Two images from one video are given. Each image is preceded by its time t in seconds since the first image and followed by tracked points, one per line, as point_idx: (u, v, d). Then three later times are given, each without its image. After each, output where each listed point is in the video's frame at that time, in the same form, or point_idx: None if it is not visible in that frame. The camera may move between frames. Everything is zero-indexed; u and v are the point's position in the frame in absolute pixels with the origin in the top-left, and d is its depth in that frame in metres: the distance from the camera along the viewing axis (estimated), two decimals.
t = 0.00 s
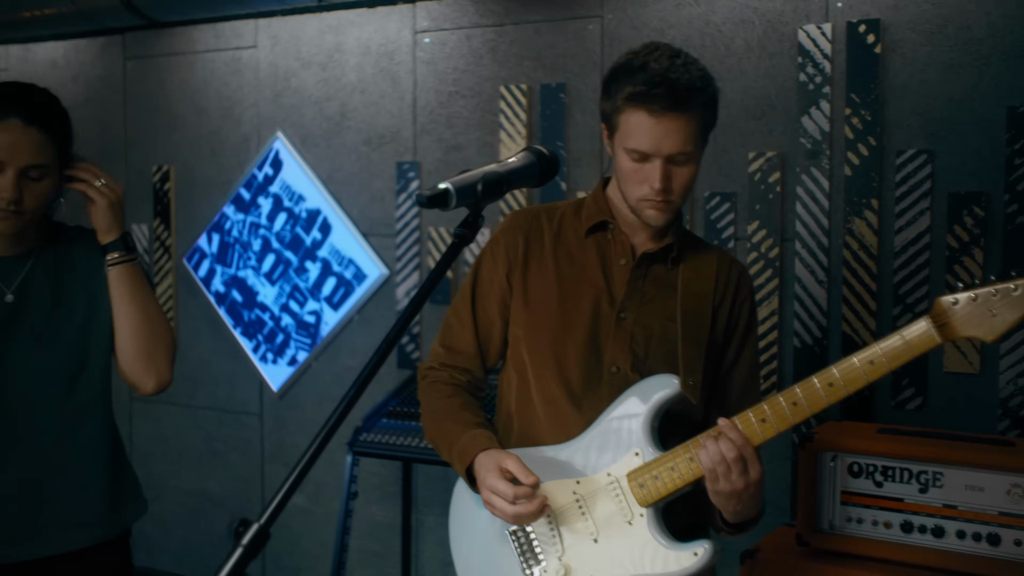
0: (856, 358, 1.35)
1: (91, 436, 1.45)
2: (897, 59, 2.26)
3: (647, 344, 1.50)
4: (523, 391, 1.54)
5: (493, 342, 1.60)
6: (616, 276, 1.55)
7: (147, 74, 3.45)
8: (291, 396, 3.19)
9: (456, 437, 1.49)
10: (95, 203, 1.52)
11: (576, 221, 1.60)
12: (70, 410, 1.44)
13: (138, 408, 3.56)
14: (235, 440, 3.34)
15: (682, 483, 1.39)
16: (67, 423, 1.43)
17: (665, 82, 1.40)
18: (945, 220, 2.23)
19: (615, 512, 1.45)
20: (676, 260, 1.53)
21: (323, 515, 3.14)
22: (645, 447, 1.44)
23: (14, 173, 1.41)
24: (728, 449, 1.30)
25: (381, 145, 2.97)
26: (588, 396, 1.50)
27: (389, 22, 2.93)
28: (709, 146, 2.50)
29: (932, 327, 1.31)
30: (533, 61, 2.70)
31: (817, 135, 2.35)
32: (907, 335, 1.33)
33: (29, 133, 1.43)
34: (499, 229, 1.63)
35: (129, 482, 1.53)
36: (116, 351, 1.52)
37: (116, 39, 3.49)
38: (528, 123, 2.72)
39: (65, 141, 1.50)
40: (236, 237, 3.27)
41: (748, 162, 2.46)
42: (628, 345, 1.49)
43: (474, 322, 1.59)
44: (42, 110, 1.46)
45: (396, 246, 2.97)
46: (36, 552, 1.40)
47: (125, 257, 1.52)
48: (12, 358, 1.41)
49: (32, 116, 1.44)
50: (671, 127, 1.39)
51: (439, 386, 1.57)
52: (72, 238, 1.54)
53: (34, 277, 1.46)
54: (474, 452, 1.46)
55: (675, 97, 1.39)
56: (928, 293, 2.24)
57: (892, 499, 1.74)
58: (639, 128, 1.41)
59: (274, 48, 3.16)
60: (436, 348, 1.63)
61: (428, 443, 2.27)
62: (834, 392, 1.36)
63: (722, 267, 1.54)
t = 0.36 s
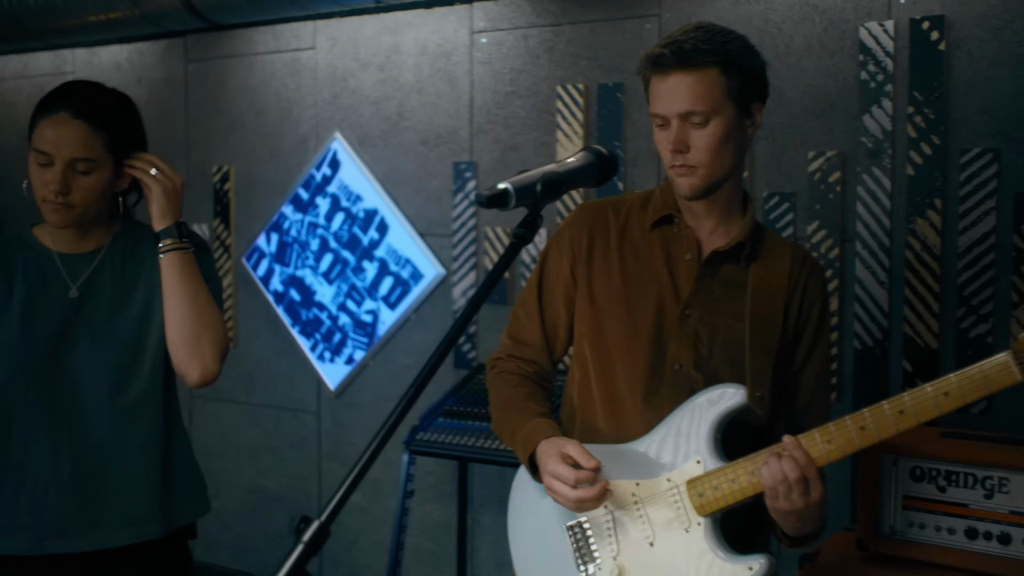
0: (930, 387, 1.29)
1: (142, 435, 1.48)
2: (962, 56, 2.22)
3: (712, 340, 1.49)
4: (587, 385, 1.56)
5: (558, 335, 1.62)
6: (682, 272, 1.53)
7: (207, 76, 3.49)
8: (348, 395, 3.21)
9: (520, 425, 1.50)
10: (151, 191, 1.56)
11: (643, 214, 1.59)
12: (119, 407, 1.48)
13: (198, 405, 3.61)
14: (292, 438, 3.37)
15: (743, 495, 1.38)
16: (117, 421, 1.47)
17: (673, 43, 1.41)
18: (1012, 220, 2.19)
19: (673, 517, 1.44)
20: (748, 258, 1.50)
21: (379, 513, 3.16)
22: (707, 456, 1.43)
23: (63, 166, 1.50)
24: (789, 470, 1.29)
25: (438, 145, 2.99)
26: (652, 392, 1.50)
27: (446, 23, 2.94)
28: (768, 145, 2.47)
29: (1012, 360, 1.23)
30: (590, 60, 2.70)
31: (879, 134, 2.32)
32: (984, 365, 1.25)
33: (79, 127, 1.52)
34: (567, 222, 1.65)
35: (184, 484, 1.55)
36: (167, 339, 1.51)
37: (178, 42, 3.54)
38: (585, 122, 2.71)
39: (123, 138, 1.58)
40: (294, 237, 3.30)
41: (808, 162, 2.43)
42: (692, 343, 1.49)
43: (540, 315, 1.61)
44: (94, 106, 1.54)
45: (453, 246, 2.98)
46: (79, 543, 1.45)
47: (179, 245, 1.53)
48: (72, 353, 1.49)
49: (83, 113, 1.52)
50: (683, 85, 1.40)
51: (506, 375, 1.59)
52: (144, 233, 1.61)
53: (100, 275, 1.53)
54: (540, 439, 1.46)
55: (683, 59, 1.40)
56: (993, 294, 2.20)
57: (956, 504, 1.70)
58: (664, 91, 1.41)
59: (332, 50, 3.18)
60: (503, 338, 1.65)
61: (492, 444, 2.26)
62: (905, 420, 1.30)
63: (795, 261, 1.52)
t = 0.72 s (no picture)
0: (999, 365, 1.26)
1: (213, 432, 1.51)
2: None
3: (784, 343, 1.47)
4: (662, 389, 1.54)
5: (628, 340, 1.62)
6: (753, 273, 1.52)
7: (275, 78, 3.54)
8: (413, 393, 3.23)
9: (592, 433, 1.52)
10: (225, 190, 1.61)
11: (713, 216, 1.59)
12: (191, 406, 1.50)
13: (265, 403, 3.66)
14: (358, 436, 3.40)
15: (812, 487, 1.38)
16: (188, 420, 1.50)
17: (796, 64, 1.39)
18: None
19: (744, 514, 1.44)
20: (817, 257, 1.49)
21: (443, 512, 3.17)
22: (775, 449, 1.43)
23: (138, 186, 1.52)
24: (856, 454, 1.27)
25: (504, 145, 2.99)
26: (722, 395, 1.50)
27: (511, 23, 2.94)
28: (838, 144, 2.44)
29: None
30: (656, 60, 2.68)
31: (952, 133, 2.27)
32: None
33: (149, 145, 1.53)
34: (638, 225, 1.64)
35: (255, 480, 1.57)
36: (250, 332, 1.54)
37: (247, 44, 3.59)
38: (650, 123, 2.70)
39: (189, 146, 1.58)
40: (360, 237, 3.33)
41: (878, 161, 2.39)
42: (763, 343, 1.48)
43: (610, 321, 1.61)
44: (163, 121, 1.54)
45: (517, 246, 2.98)
46: (154, 539, 1.49)
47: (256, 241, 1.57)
48: (144, 353, 1.52)
49: (152, 129, 1.53)
50: (807, 108, 1.38)
51: (574, 382, 1.60)
52: (212, 230, 1.62)
53: (170, 275, 1.55)
54: (611, 450, 1.47)
55: (806, 80, 1.39)
56: None
57: None
58: (775, 114, 1.40)
59: (398, 51, 3.20)
60: (571, 342, 1.66)
61: (556, 444, 2.25)
62: (975, 398, 1.28)
63: (866, 263, 1.48)
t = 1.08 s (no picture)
0: None
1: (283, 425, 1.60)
2: None
3: (857, 343, 1.46)
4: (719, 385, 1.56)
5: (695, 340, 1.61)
6: (826, 272, 1.50)
7: (341, 78, 3.57)
8: (477, 392, 3.24)
9: (657, 435, 1.51)
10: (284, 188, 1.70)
11: (785, 213, 1.56)
12: (260, 400, 1.59)
13: (331, 401, 3.70)
14: (422, 434, 3.41)
15: (885, 493, 1.37)
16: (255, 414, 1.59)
17: (876, 61, 1.38)
18: None
19: (814, 519, 1.44)
20: (892, 257, 1.46)
21: (506, 511, 3.18)
22: (846, 453, 1.42)
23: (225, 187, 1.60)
24: (933, 463, 1.27)
25: (569, 145, 2.98)
26: (791, 394, 1.49)
27: (577, 22, 2.93)
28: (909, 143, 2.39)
29: None
30: (723, 58, 2.65)
31: None
32: None
33: (233, 147, 1.61)
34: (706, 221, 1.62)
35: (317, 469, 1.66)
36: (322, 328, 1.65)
37: (315, 45, 3.63)
38: (718, 122, 2.67)
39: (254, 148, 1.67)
40: (425, 236, 3.34)
41: (951, 159, 2.34)
42: (837, 345, 1.46)
43: (677, 320, 1.60)
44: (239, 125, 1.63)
45: (583, 246, 2.97)
46: (230, 527, 1.56)
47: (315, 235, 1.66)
48: (211, 350, 1.59)
49: (232, 133, 1.61)
50: (889, 104, 1.37)
51: (638, 380, 1.59)
52: (263, 229, 1.71)
53: (232, 274, 1.63)
54: (676, 453, 1.46)
55: (889, 75, 1.38)
56: None
57: None
58: (857, 114, 1.39)
59: (464, 51, 3.21)
60: (637, 338, 1.65)
61: (620, 444, 2.25)
62: None
63: (945, 262, 1.44)
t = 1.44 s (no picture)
0: None
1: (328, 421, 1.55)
2: None
3: (919, 345, 1.44)
4: (796, 386, 1.51)
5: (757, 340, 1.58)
6: (887, 273, 1.48)
7: (401, 77, 3.59)
8: (536, 390, 3.24)
9: (721, 431, 1.50)
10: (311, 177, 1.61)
11: (845, 214, 1.54)
12: (306, 396, 1.55)
13: (390, 397, 3.72)
14: (480, 432, 3.42)
15: (950, 507, 1.32)
16: (301, 410, 1.55)
17: (921, 43, 1.37)
18: None
19: (875, 527, 1.41)
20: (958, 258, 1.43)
21: (564, 509, 3.18)
22: (912, 462, 1.38)
23: (248, 172, 1.57)
24: (1000, 481, 1.22)
25: (628, 142, 2.97)
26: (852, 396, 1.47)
27: (636, 20, 2.92)
28: (978, 140, 2.35)
29: None
30: (785, 54, 2.62)
31: None
32: None
33: (251, 130, 1.58)
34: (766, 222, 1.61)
35: (370, 467, 1.60)
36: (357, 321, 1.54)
37: (374, 44, 3.66)
38: (779, 119, 2.64)
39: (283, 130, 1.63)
40: (484, 234, 3.35)
41: (1021, 156, 2.30)
42: (898, 346, 1.44)
43: (737, 321, 1.58)
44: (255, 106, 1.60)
45: (642, 244, 2.95)
46: (275, 524, 1.54)
47: (341, 227, 1.56)
48: (261, 344, 1.57)
49: (246, 116, 1.58)
50: (934, 89, 1.35)
51: (698, 380, 1.57)
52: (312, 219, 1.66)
53: (285, 268, 1.61)
54: (739, 449, 1.45)
55: (934, 57, 1.36)
56: None
57: None
58: (901, 98, 1.37)
59: (524, 49, 3.22)
60: (695, 340, 1.63)
61: (680, 443, 2.24)
62: None
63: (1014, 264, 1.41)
